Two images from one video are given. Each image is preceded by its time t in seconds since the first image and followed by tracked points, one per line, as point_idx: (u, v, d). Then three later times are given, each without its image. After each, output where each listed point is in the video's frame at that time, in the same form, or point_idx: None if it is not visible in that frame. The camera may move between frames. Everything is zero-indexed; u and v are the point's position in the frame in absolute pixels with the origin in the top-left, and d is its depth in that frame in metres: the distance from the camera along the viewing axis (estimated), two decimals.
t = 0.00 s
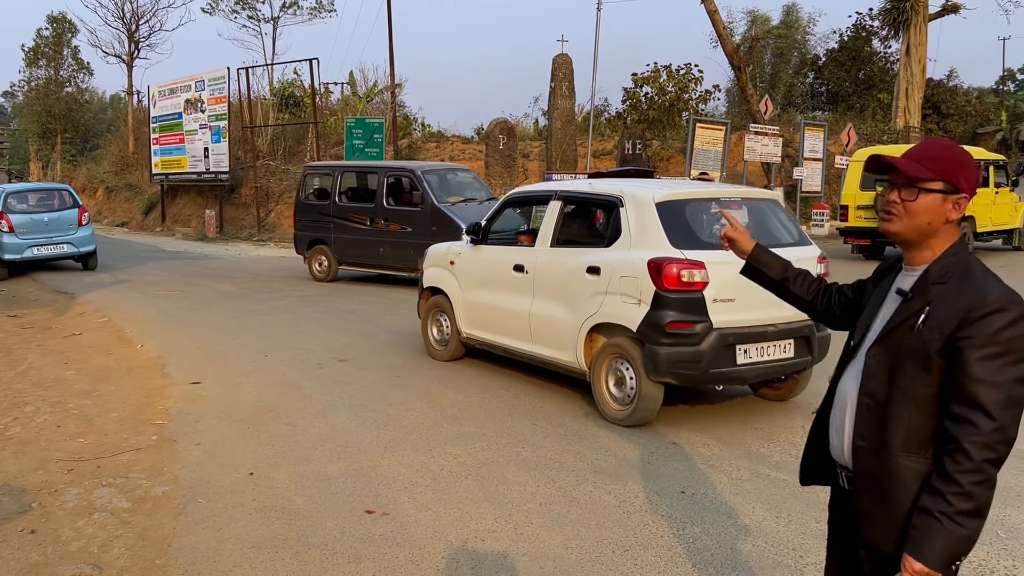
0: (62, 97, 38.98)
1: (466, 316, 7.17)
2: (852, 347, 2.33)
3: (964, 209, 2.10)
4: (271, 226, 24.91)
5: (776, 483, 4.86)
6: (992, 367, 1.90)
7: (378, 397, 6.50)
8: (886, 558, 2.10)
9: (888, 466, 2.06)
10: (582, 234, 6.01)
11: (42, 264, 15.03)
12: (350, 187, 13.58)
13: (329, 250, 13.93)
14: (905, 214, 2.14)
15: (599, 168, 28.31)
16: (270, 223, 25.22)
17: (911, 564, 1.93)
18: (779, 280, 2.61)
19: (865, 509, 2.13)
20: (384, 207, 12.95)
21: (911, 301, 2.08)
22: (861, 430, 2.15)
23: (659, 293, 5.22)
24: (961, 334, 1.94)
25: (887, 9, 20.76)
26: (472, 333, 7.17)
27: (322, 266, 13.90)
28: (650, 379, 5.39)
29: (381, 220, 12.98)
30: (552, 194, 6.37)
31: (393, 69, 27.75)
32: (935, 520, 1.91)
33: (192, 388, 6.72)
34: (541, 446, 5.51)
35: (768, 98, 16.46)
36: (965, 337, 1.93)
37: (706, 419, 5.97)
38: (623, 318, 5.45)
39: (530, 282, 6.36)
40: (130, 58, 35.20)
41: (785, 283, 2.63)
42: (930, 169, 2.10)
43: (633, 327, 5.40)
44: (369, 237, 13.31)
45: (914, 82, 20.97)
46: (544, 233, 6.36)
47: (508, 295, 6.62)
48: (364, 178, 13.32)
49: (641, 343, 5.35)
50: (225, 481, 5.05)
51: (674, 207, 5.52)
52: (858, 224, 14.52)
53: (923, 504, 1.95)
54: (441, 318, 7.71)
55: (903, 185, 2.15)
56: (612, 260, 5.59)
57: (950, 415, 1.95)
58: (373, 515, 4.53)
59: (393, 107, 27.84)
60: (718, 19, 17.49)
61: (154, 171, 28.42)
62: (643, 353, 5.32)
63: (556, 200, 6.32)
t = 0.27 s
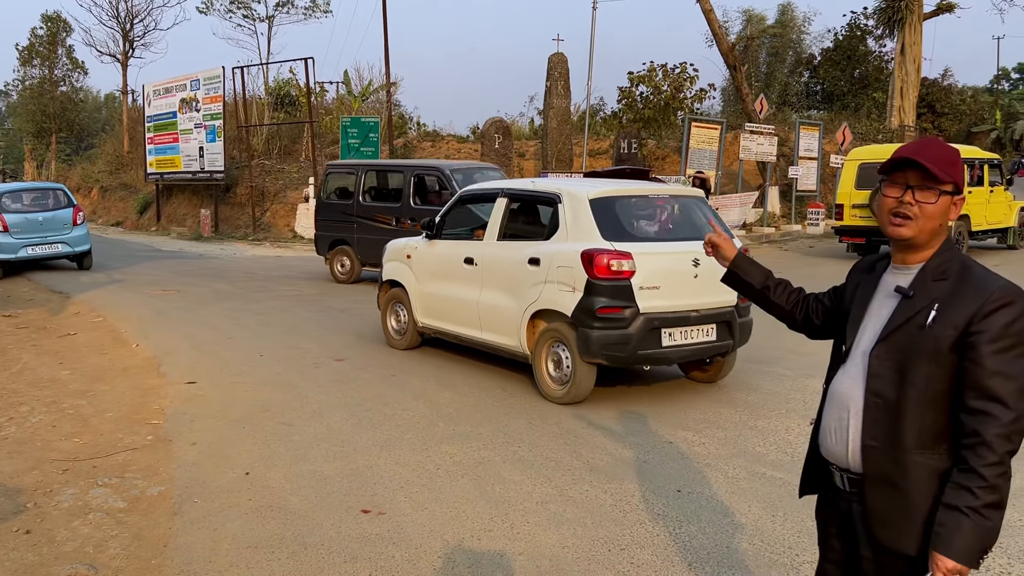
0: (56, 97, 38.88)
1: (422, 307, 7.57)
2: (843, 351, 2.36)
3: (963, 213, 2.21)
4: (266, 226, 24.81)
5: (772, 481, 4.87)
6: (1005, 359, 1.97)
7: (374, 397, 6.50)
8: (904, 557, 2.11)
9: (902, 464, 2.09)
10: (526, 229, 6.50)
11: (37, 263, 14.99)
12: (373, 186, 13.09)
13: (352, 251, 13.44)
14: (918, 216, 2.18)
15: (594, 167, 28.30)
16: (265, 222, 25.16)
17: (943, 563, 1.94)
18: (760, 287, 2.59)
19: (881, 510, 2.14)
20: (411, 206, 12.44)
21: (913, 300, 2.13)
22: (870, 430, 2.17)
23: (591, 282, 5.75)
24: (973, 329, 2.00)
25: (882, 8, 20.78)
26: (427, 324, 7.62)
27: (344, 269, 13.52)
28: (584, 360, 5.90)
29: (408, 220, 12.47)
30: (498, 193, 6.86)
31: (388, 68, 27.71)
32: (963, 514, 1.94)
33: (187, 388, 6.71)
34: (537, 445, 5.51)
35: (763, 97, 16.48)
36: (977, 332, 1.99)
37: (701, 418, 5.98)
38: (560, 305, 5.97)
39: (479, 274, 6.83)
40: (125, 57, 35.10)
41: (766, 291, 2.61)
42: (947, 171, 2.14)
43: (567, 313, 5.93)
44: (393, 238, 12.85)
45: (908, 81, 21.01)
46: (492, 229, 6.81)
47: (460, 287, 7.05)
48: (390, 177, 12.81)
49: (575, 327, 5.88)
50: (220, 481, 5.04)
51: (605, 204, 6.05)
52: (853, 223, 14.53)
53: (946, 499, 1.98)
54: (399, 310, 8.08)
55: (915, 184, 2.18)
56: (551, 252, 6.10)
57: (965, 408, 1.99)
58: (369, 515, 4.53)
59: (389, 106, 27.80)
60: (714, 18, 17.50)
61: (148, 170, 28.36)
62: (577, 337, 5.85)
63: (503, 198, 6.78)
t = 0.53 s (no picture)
0: (52, 96, 38.84)
1: (382, 298, 8.01)
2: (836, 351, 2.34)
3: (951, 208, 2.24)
4: (263, 225, 24.73)
5: (768, 479, 4.87)
6: (1006, 350, 2.00)
7: (371, 395, 6.50)
8: (918, 553, 2.11)
9: (912, 461, 2.09)
10: (475, 223, 6.99)
11: (33, 263, 14.97)
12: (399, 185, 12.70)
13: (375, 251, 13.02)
14: (909, 213, 2.21)
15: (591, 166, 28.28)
16: (262, 221, 25.13)
17: (972, 558, 1.95)
18: (738, 292, 2.58)
19: (891, 508, 2.13)
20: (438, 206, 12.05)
21: (911, 296, 2.14)
22: (875, 428, 2.16)
23: (532, 271, 6.26)
24: (976, 323, 2.02)
25: (878, 7, 20.78)
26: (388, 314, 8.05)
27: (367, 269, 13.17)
28: (526, 341, 6.41)
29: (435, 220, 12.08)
30: (451, 189, 7.33)
31: (385, 67, 27.68)
32: (982, 506, 1.96)
33: (183, 387, 6.70)
34: (534, 444, 5.50)
35: (759, 96, 16.48)
36: (979, 326, 2.01)
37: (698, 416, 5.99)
38: (504, 292, 6.46)
39: (433, 266, 7.30)
40: (122, 56, 35.02)
41: (744, 295, 2.59)
42: (933, 167, 2.18)
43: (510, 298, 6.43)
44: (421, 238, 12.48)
45: (905, 80, 21.01)
46: (446, 222, 7.29)
47: (415, 278, 7.51)
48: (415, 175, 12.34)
49: (519, 312, 6.38)
50: (217, 480, 5.03)
51: (546, 198, 6.57)
52: (850, 222, 14.53)
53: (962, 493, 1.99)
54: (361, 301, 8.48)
55: (903, 182, 2.22)
56: (497, 244, 6.59)
57: (971, 401, 2.01)
58: (366, 514, 4.53)
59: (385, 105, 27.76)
60: (710, 17, 17.50)
61: (145, 169, 28.32)
62: (519, 321, 6.36)
63: (456, 194, 7.26)
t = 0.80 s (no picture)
0: (50, 94, 38.80)
1: (345, 290, 8.43)
2: (832, 349, 2.32)
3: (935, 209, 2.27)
4: (260, 224, 24.72)
5: (766, 478, 4.87)
6: (1001, 343, 2.03)
7: (369, 394, 6.50)
8: (918, 547, 2.10)
9: (913, 455, 2.09)
10: (430, 218, 7.45)
11: (30, 262, 14.95)
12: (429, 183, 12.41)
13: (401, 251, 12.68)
14: (899, 215, 2.22)
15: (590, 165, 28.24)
16: (259, 220, 25.12)
17: (965, 548, 1.98)
18: (725, 294, 2.57)
19: (893, 503, 2.12)
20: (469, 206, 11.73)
21: (907, 293, 2.15)
22: (876, 425, 2.15)
23: (481, 262, 6.75)
24: (971, 317, 2.05)
25: (875, 5, 20.78)
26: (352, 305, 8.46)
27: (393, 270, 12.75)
28: (476, 328, 6.89)
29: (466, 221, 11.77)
30: (408, 187, 7.78)
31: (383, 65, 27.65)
32: (978, 496, 1.99)
33: (180, 386, 6.70)
34: (531, 443, 5.50)
35: (757, 95, 16.49)
36: (975, 320, 2.04)
37: (695, 414, 6.00)
38: (456, 283, 6.93)
39: (394, 259, 7.72)
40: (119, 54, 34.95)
41: (731, 298, 2.58)
42: (918, 166, 2.20)
43: (462, 288, 6.91)
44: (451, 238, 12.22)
45: (903, 78, 21.01)
46: (404, 217, 7.74)
47: (376, 270, 7.94)
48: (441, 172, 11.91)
49: (468, 301, 6.86)
50: (215, 479, 5.03)
51: (495, 196, 7.08)
52: (847, 220, 14.54)
53: (960, 485, 2.01)
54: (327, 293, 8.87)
55: (890, 185, 2.22)
56: (450, 238, 7.06)
57: (967, 395, 2.04)
58: (364, 513, 4.52)
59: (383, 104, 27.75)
60: (708, 16, 17.49)
61: (142, 168, 28.29)
62: (470, 309, 6.83)
63: (413, 191, 7.72)
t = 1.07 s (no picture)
0: (47, 92, 38.78)
1: (313, 283, 8.83)
2: (825, 348, 2.32)
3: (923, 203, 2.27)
4: (258, 222, 24.73)
5: (764, 476, 4.86)
6: (991, 336, 2.04)
7: (367, 392, 6.50)
8: (916, 541, 2.10)
9: (909, 450, 2.09)
10: (389, 216, 7.84)
11: (28, 260, 14.94)
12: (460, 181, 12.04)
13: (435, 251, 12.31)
14: (888, 207, 2.22)
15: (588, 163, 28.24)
16: (257, 218, 25.13)
17: (961, 539, 1.99)
18: (709, 301, 2.58)
19: (891, 498, 2.11)
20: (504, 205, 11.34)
21: (898, 290, 2.16)
22: (872, 421, 2.15)
23: (435, 256, 7.13)
24: (962, 311, 2.06)
25: (874, 3, 20.79)
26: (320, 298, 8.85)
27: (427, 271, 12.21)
28: (430, 318, 7.27)
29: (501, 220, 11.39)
30: (371, 186, 8.20)
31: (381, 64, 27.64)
32: (972, 488, 1.99)
33: (177, 385, 6.68)
34: (529, 441, 5.50)
35: (756, 93, 16.48)
36: (966, 314, 2.05)
37: (693, 411, 6.01)
38: (412, 275, 7.33)
39: (360, 254, 8.08)
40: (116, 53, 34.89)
41: (717, 304, 2.59)
42: (906, 161, 2.21)
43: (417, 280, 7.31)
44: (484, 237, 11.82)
45: (901, 77, 21.01)
46: (366, 214, 8.15)
47: (341, 264, 8.34)
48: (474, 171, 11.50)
49: (423, 292, 7.25)
50: (213, 477, 5.02)
51: (449, 194, 7.48)
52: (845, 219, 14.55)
53: (955, 477, 2.02)
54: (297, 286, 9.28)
55: (879, 179, 2.23)
56: (407, 233, 7.45)
57: (960, 388, 2.05)
58: (362, 511, 4.52)
59: (382, 102, 27.75)
60: (706, 14, 17.48)
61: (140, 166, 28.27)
62: (424, 300, 7.22)
63: (376, 190, 8.13)
